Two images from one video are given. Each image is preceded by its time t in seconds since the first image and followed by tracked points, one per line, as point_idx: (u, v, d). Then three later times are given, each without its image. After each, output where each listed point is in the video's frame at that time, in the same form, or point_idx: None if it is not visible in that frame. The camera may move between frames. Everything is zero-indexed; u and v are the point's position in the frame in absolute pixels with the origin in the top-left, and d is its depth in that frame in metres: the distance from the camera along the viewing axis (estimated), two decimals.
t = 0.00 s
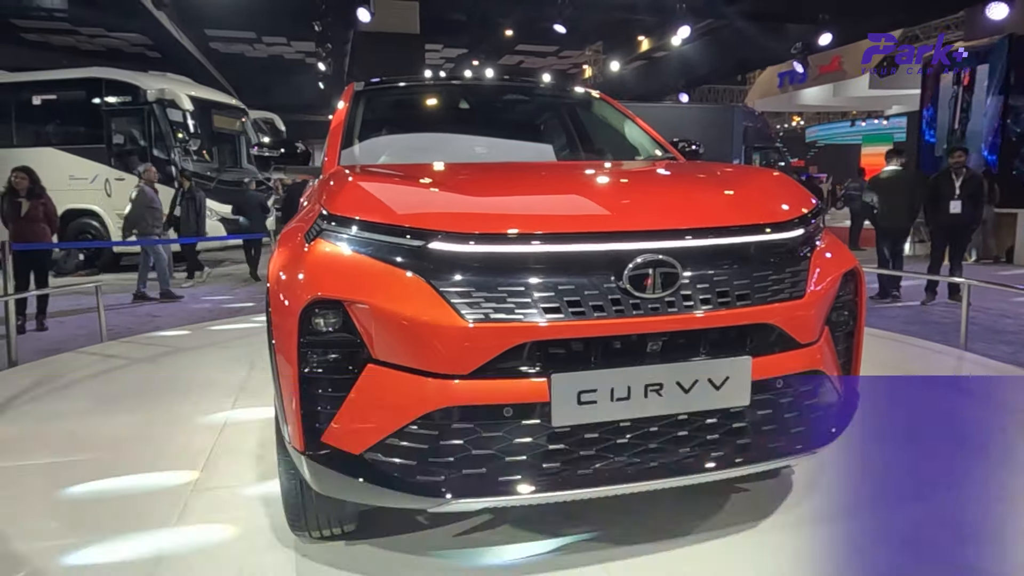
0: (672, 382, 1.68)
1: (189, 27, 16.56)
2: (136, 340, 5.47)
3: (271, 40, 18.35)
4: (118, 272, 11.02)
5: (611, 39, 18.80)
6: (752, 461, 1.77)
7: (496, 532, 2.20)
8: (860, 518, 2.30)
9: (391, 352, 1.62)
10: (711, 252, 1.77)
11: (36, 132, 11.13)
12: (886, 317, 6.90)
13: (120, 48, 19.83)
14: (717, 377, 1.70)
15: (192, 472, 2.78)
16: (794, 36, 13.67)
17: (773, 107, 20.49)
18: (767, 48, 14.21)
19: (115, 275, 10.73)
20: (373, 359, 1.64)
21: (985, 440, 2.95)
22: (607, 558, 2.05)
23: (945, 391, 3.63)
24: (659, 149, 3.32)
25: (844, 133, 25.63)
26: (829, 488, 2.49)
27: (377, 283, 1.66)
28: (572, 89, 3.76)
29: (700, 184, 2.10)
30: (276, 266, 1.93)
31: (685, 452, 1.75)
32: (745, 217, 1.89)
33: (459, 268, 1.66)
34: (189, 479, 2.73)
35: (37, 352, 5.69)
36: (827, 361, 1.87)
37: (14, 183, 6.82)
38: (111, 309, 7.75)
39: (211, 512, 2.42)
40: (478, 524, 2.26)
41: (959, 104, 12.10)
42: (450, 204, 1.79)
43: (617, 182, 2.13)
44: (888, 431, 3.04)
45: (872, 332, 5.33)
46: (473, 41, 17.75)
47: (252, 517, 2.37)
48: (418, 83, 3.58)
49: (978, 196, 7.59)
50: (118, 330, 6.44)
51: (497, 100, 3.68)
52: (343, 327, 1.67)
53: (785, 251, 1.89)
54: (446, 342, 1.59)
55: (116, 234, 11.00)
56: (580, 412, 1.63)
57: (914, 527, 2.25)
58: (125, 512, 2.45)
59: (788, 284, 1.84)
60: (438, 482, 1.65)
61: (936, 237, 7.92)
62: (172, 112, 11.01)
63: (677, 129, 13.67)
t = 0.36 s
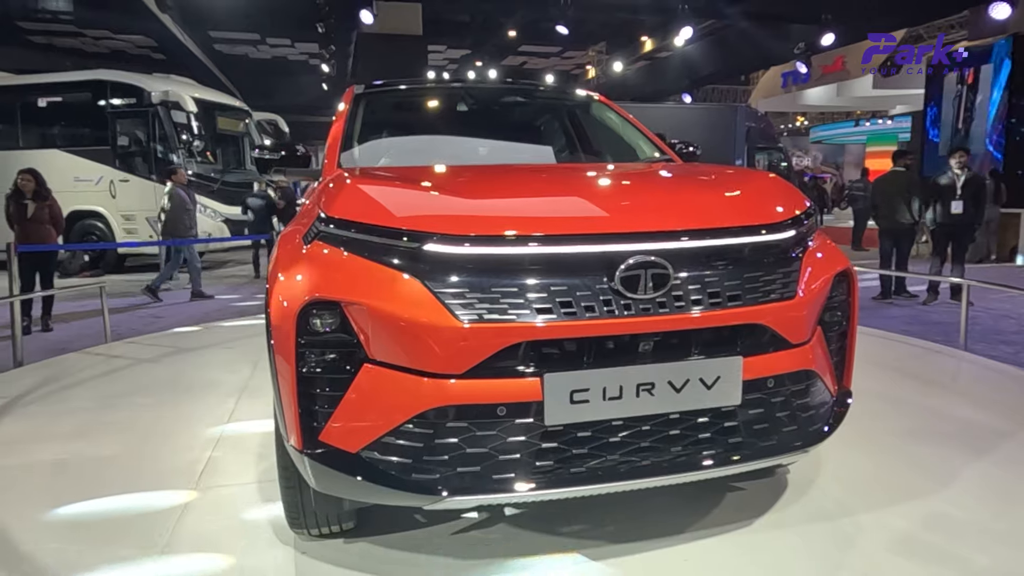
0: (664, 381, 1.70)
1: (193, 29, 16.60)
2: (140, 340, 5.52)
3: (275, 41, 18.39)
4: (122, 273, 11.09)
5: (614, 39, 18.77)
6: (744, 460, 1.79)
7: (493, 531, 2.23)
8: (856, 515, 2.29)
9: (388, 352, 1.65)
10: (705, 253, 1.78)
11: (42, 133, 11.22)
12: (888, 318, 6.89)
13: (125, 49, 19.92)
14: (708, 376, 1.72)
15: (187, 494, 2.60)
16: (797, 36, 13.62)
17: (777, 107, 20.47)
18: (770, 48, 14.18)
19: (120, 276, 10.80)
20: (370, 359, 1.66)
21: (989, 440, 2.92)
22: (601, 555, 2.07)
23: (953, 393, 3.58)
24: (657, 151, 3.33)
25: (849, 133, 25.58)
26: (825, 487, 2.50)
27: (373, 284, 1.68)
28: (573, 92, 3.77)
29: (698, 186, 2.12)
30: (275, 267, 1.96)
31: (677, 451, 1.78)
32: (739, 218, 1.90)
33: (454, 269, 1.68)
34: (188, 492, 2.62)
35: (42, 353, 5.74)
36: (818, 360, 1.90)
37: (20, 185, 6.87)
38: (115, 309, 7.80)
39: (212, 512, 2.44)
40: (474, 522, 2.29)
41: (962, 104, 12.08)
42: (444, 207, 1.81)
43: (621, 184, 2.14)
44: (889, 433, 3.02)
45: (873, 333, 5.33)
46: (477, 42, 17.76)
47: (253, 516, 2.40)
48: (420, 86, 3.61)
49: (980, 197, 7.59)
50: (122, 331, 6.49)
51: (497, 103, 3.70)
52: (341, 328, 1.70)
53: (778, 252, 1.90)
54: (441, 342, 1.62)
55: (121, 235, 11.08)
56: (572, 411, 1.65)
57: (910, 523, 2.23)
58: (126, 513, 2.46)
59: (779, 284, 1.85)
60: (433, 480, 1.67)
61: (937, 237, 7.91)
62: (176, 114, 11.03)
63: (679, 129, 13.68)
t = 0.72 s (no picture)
0: (648, 380, 1.75)
1: (199, 30, 16.72)
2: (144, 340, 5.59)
3: (280, 42, 18.46)
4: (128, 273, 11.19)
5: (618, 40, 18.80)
6: (727, 457, 1.84)
7: (486, 526, 2.28)
8: (842, 512, 2.34)
9: (380, 353, 1.70)
10: (691, 256, 1.83)
11: (49, 135, 11.33)
12: (887, 318, 6.91)
13: (131, 51, 20.04)
14: (691, 375, 1.77)
15: (183, 513, 2.47)
16: (801, 36, 13.57)
17: (781, 106, 20.46)
18: (773, 48, 14.18)
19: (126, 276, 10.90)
20: (363, 358, 1.72)
21: (976, 439, 2.96)
22: (591, 549, 2.12)
23: (945, 393, 3.62)
24: (650, 154, 3.37)
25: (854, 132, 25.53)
26: (814, 485, 2.54)
27: (367, 286, 1.74)
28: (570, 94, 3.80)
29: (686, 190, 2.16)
30: (273, 270, 2.01)
31: (661, 448, 1.83)
32: (725, 221, 1.95)
33: (446, 272, 1.73)
34: (183, 513, 2.49)
35: (49, 353, 5.81)
36: (801, 360, 1.95)
37: (27, 187, 6.96)
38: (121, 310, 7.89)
39: (212, 509, 2.50)
40: (468, 518, 2.33)
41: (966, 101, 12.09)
42: (436, 211, 1.86)
43: (612, 188, 2.19)
44: (879, 432, 3.06)
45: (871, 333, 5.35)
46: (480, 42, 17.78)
47: (252, 512, 2.46)
48: (420, 89, 3.66)
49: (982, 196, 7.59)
50: (128, 331, 6.57)
51: (492, 107, 3.74)
52: (335, 329, 1.75)
53: (762, 254, 1.94)
54: (432, 343, 1.67)
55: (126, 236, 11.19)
56: (557, 409, 1.70)
57: (894, 520, 2.28)
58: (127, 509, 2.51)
59: (762, 286, 1.89)
60: (425, 475, 1.73)
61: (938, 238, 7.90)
62: (181, 115, 11.07)
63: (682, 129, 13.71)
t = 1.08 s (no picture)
0: (621, 376, 1.85)
1: (206, 33, 16.87)
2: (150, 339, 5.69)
3: (286, 44, 18.59)
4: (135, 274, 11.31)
5: (622, 41, 18.84)
6: (696, 449, 1.93)
7: (472, 517, 2.38)
8: (817, 505, 2.42)
9: (366, 349, 1.80)
10: (665, 257, 1.92)
11: (57, 137, 11.47)
12: (884, 318, 6.96)
13: (138, 54, 20.21)
14: (662, 372, 1.86)
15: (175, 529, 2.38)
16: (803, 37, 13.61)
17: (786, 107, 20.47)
18: (775, 50, 14.19)
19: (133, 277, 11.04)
20: (350, 355, 1.81)
21: (955, 436, 3.03)
22: (570, 539, 2.22)
23: (929, 390, 3.69)
24: (638, 159, 3.47)
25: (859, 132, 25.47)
26: (792, 479, 2.62)
27: (354, 287, 1.82)
28: (562, 98, 3.89)
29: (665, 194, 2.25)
30: (267, 271, 2.11)
31: (635, 441, 1.92)
32: (700, 223, 2.03)
33: (432, 274, 1.81)
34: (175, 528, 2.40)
35: (57, 352, 5.92)
36: (772, 358, 2.04)
37: (37, 189, 7.11)
38: (129, 310, 7.99)
39: (212, 501, 2.61)
40: (455, 510, 2.44)
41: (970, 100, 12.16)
42: (420, 214, 1.95)
43: (595, 192, 2.28)
44: (861, 428, 3.14)
45: (865, 334, 5.40)
46: (485, 43, 17.85)
47: (250, 504, 2.56)
48: (419, 95, 3.75)
49: (978, 199, 7.60)
50: (134, 330, 6.68)
51: (486, 112, 3.84)
52: (324, 328, 1.85)
53: (734, 256, 2.02)
54: (414, 338, 1.77)
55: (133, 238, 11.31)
56: (534, 403, 1.80)
57: (865, 512, 2.37)
58: (130, 502, 2.62)
59: (732, 286, 1.97)
60: (409, 466, 1.82)
61: (936, 239, 7.92)
62: (187, 118, 11.27)
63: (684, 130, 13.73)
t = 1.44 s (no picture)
0: (605, 374, 1.93)
1: (213, 35, 17.01)
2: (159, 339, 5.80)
3: (293, 46, 18.71)
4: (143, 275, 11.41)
5: (628, 42, 18.87)
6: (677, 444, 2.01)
7: (466, 511, 2.46)
8: (800, 500, 2.49)
9: (361, 347, 1.88)
10: (649, 260, 1.99)
11: (67, 139, 11.61)
12: (883, 319, 7.01)
13: (147, 56, 20.39)
14: (644, 370, 1.94)
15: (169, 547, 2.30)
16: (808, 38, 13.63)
17: (792, 108, 20.47)
18: (779, 51, 14.20)
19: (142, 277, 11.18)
20: (346, 353, 1.90)
21: (941, 435, 3.10)
22: (560, 532, 2.30)
23: (920, 390, 3.75)
24: (631, 164, 3.56)
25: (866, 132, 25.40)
26: (779, 475, 2.69)
27: (350, 289, 1.91)
28: (557, 104, 3.98)
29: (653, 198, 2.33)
30: (267, 273, 2.20)
31: (619, 436, 2.01)
32: (683, 227, 2.11)
33: (426, 276, 1.90)
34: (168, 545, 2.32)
35: (67, 351, 6.03)
36: (754, 357, 2.11)
37: (47, 192, 7.23)
38: (138, 309, 8.11)
39: (216, 496, 2.70)
40: (450, 504, 2.52)
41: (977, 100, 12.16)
42: (414, 219, 2.03)
43: (589, 197, 2.37)
44: (849, 426, 3.21)
45: (861, 334, 5.45)
46: (491, 44, 17.90)
47: (251, 498, 2.65)
48: (420, 100, 3.84)
49: (978, 201, 7.65)
50: (142, 330, 6.79)
51: (483, 117, 3.92)
52: (321, 327, 1.93)
53: (717, 258, 2.09)
54: (406, 338, 1.85)
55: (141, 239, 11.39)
56: (521, 400, 1.88)
57: (847, 507, 2.44)
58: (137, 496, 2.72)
59: (713, 287, 2.05)
60: (403, 460, 1.91)
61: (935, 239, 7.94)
62: (195, 120, 11.37)
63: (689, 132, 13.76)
